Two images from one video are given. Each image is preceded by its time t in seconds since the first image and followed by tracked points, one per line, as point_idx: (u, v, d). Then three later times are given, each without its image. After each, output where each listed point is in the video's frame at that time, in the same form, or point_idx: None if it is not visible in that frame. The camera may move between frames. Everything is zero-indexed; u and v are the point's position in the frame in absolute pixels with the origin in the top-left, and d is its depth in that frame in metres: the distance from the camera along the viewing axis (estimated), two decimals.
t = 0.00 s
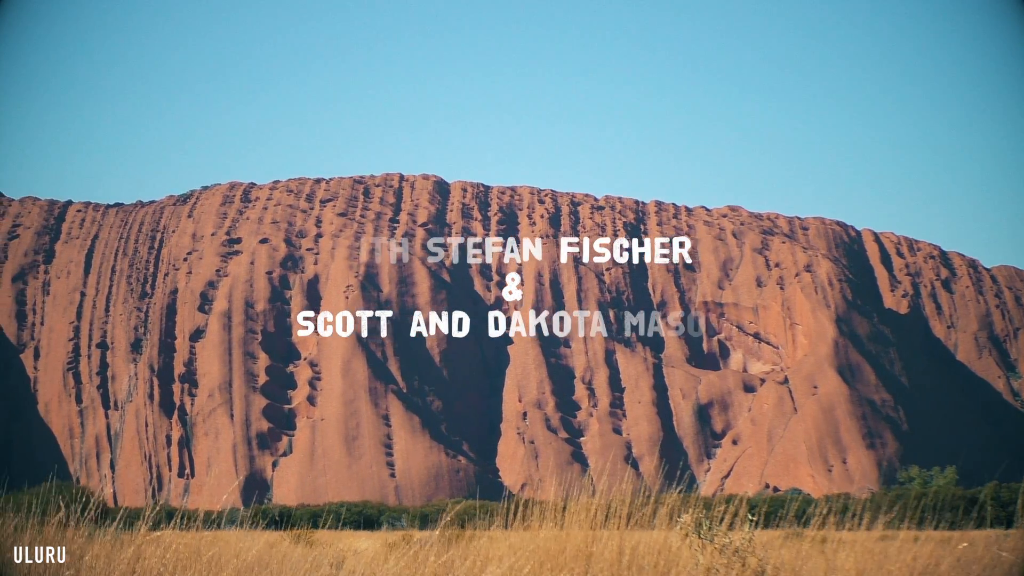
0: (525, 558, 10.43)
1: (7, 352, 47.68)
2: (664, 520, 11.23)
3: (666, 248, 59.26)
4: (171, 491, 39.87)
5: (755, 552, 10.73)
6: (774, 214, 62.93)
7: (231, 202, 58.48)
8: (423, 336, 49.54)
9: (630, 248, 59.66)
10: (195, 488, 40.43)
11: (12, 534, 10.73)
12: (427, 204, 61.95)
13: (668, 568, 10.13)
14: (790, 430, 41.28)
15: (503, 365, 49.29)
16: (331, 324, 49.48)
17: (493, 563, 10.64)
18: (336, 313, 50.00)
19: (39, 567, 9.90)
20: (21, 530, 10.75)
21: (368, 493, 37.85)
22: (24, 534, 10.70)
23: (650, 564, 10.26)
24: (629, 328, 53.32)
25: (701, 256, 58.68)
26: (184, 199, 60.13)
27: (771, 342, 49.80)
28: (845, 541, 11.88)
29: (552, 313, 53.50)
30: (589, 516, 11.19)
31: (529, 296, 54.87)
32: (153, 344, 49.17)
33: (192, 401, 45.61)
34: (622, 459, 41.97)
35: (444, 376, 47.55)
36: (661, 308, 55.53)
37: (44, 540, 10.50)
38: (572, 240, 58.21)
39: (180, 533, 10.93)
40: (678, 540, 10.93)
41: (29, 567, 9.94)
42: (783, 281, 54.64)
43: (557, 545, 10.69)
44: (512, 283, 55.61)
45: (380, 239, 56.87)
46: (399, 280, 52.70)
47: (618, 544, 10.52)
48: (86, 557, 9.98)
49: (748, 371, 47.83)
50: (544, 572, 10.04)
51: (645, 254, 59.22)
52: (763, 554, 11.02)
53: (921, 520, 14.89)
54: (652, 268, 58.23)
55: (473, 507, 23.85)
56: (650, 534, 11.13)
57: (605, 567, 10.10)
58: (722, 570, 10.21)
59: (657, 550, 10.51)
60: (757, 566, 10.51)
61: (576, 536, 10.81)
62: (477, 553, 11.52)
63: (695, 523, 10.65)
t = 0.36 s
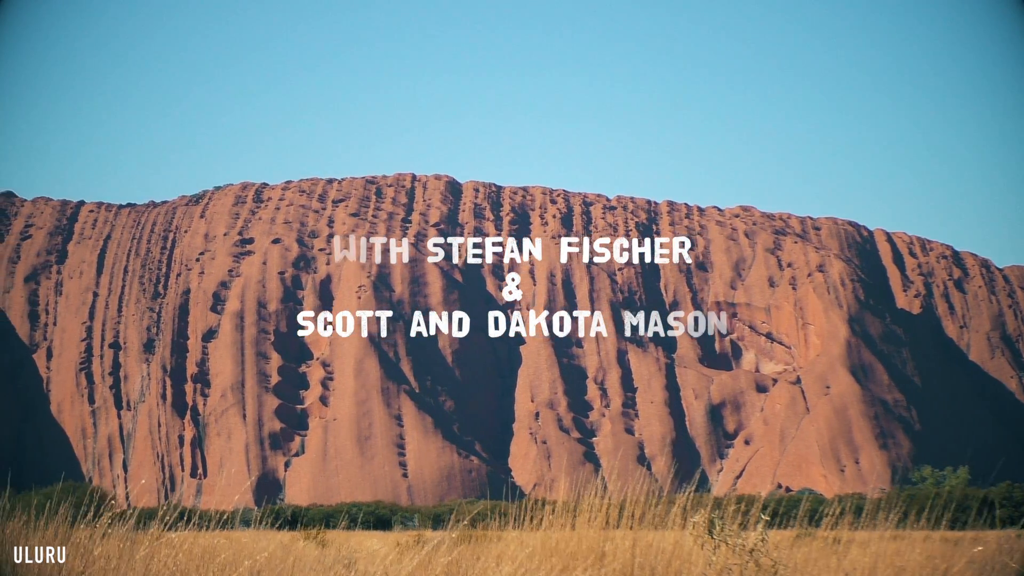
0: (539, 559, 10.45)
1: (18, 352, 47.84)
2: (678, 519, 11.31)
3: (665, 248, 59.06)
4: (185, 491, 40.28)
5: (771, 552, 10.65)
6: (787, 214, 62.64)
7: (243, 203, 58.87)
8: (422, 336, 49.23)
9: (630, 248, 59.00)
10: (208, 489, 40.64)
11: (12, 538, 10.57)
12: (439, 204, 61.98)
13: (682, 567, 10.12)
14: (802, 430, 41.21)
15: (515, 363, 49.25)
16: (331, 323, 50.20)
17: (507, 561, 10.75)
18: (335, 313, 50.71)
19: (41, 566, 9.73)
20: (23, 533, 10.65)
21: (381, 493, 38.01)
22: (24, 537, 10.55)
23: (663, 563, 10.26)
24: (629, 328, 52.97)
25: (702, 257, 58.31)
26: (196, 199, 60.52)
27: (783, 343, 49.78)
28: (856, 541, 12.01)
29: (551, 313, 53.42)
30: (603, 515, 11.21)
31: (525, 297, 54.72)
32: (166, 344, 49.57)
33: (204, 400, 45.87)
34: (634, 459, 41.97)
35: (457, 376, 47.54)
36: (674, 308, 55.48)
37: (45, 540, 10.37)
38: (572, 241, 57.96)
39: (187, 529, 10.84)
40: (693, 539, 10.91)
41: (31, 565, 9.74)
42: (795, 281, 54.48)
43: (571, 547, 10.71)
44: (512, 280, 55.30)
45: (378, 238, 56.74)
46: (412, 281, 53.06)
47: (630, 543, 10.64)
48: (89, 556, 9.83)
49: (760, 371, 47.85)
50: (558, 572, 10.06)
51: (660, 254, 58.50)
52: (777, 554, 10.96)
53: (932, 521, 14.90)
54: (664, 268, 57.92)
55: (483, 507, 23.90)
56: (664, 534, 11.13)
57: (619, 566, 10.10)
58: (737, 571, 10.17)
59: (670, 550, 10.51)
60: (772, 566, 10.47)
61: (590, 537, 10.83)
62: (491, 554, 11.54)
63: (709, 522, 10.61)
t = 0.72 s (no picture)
0: (550, 559, 10.42)
1: (32, 353, 48.62)
2: (691, 519, 11.26)
3: (665, 248, 58.68)
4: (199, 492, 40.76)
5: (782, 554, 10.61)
6: (800, 214, 62.32)
7: (257, 203, 59.26)
8: (422, 336, 48.79)
9: (631, 249, 58.13)
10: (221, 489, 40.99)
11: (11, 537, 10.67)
12: (453, 205, 62.02)
13: (695, 568, 10.10)
14: (815, 430, 41.15)
15: (529, 364, 49.20)
16: (331, 324, 50.20)
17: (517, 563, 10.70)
18: (335, 313, 50.45)
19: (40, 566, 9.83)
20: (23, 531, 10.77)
21: (394, 493, 38.23)
22: (24, 535, 10.63)
23: (676, 564, 10.21)
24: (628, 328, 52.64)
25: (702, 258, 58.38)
26: (210, 200, 60.97)
27: (796, 343, 49.59)
28: (870, 541, 11.99)
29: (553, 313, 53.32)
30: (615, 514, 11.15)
31: (530, 294, 54.98)
32: (179, 345, 50.09)
33: (218, 401, 46.36)
34: (647, 459, 41.94)
35: (470, 377, 47.62)
36: (687, 308, 55.41)
37: (44, 539, 10.47)
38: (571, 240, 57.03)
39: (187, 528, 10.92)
40: (707, 540, 10.89)
41: (27, 566, 9.83)
42: (809, 281, 54.30)
43: (584, 549, 10.64)
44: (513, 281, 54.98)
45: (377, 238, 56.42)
46: (425, 282, 52.98)
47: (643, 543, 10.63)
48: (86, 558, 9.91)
49: (774, 372, 47.90)
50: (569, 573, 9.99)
51: (672, 255, 58.61)
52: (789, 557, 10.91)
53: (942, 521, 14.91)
54: (677, 270, 57.74)
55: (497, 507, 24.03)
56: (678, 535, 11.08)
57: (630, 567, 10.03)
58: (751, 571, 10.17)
59: (684, 551, 10.47)
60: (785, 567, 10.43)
61: (602, 539, 10.78)
62: (505, 554, 11.52)
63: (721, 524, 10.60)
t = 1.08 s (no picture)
0: (565, 557, 10.47)
1: (48, 353, 48.68)
2: (706, 520, 11.32)
3: (666, 248, 58.11)
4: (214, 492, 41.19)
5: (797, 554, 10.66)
6: (816, 214, 62.01)
7: (273, 204, 59.75)
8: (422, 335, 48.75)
9: (630, 248, 58.16)
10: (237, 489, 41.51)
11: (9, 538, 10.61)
12: (468, 205, 62.14)
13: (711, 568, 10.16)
14: (831, 430, 41.14)
15: (544, 364, 49.13)
16: (331, 324, 50.86)
17: (531, 563, 10.65)
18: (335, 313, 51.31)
19: (38, 566, 9.77)
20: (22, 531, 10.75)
21: (410, 494, 38.46)
22: (24, 536, 10.63)
23: (692, 565, 10.25)
24: (630, 328, 52.50)
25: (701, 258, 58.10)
26: (226, 201, 61.49)
27: (812, 343, 49.46)
28: (887, 544, 11.95)
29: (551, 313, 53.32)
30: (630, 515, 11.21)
31: (546, 295, 54.95)
32: (195, 344, 50.47)
33: (234, 400, 46.85)
34: (663, 459, 41.94)
35: (486, 377, 47.55)
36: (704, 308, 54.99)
37: (44, 539, 10.38)
38: (571, 240, 58.14)
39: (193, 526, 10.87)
40: (722, 541, 10.96)
41: (23, 566, 9.77)
42: (825, 281, 54.08)
43: (599, 547, 10.68)
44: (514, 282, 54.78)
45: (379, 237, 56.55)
46: (441, 282, 53.16)
47: (659, 544, 10.60)
48: (84, 560, 9.81)
49: (789, 371, 47.79)
50: (584, 572, 10.02)
51: (688, 253, 58.28)
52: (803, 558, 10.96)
53: (958, 523, 14.89)
54: (693, 267, 57.49)
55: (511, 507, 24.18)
56: (693, 537, 11.12)
57: (645, 567, 10.05)
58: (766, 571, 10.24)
59: (699, 552, 10.52)
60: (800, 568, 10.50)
61: (617, 538, 10.82)
62: (519, 553, 11.57)
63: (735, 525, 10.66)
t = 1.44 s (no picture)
0: (579, 557, 10.55)
1: (62, 355, 49.13)
2: (720, 520, 11.40)
3: (666, 249, 57.87)
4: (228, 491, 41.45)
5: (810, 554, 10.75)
6: (830, 214, 61.73)
7: (286, 204, 60.08)
8: (421, 336, 48.47)
9: (631, 248, 58.00)
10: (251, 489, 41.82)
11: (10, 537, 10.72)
12: (482, 205, 62.13)
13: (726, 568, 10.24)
14: (845, 430, 41.07)
15: (558, 364, 49.08)
16: (331, 324, 50.85)
17: (542, 565, 10.66)
18: (334, 313, 51.39)
19: (39, 567, 9.88)
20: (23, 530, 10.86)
21: (424, 495, 38.59)
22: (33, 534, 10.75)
23: (706, 564, 10.32)
24: (629, 327, 52.50)
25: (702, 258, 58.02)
26: (239, 201, 61.83)
27: (826, 343, 49.30)
28: (898, 543, 12.04)
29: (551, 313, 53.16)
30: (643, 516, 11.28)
31: (560, 295, 54.85)
32: (209, 345, 50.85)
33: (247, 401, 47.10)
34: (676, 460, 41.95)
35: (499, 376, 47.48)
36: (717, 308, 54.82)
37: (53, 537, 10.51)
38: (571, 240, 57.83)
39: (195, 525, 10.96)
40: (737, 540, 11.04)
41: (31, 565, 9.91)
42: (838, 281, 53.84)
43: (613, 546, 10.74)
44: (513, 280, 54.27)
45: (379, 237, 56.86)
46: (454, 282, 53.38)
47: (672, 546, 10.62)
48: (90, 561, 9.91)
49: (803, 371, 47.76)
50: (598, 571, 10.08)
51: (702, 254, 58.39)
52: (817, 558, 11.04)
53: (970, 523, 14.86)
54: (707, 268, 57.45)
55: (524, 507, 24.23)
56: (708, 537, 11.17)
57: (660, 567, 10.10)
58: (779, 570, 10.35)
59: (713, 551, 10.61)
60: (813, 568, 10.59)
61: (632, 538, 10.88)
62: (532, 554, 11.66)
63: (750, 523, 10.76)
